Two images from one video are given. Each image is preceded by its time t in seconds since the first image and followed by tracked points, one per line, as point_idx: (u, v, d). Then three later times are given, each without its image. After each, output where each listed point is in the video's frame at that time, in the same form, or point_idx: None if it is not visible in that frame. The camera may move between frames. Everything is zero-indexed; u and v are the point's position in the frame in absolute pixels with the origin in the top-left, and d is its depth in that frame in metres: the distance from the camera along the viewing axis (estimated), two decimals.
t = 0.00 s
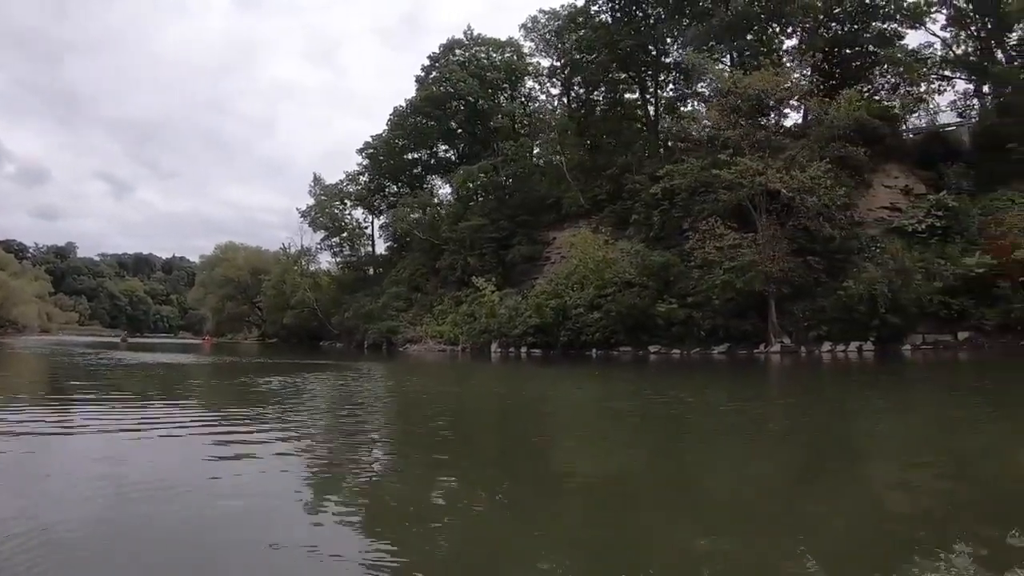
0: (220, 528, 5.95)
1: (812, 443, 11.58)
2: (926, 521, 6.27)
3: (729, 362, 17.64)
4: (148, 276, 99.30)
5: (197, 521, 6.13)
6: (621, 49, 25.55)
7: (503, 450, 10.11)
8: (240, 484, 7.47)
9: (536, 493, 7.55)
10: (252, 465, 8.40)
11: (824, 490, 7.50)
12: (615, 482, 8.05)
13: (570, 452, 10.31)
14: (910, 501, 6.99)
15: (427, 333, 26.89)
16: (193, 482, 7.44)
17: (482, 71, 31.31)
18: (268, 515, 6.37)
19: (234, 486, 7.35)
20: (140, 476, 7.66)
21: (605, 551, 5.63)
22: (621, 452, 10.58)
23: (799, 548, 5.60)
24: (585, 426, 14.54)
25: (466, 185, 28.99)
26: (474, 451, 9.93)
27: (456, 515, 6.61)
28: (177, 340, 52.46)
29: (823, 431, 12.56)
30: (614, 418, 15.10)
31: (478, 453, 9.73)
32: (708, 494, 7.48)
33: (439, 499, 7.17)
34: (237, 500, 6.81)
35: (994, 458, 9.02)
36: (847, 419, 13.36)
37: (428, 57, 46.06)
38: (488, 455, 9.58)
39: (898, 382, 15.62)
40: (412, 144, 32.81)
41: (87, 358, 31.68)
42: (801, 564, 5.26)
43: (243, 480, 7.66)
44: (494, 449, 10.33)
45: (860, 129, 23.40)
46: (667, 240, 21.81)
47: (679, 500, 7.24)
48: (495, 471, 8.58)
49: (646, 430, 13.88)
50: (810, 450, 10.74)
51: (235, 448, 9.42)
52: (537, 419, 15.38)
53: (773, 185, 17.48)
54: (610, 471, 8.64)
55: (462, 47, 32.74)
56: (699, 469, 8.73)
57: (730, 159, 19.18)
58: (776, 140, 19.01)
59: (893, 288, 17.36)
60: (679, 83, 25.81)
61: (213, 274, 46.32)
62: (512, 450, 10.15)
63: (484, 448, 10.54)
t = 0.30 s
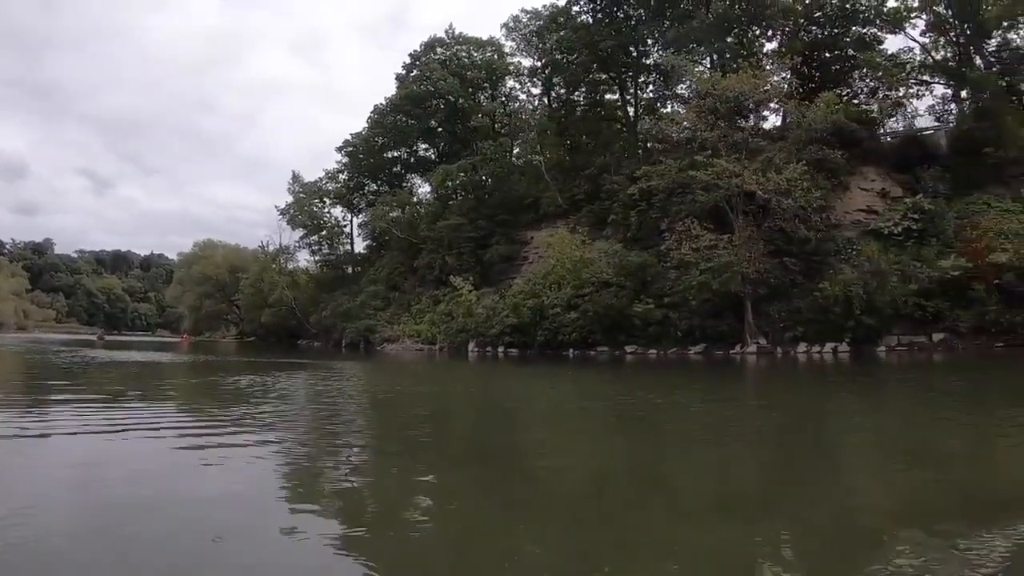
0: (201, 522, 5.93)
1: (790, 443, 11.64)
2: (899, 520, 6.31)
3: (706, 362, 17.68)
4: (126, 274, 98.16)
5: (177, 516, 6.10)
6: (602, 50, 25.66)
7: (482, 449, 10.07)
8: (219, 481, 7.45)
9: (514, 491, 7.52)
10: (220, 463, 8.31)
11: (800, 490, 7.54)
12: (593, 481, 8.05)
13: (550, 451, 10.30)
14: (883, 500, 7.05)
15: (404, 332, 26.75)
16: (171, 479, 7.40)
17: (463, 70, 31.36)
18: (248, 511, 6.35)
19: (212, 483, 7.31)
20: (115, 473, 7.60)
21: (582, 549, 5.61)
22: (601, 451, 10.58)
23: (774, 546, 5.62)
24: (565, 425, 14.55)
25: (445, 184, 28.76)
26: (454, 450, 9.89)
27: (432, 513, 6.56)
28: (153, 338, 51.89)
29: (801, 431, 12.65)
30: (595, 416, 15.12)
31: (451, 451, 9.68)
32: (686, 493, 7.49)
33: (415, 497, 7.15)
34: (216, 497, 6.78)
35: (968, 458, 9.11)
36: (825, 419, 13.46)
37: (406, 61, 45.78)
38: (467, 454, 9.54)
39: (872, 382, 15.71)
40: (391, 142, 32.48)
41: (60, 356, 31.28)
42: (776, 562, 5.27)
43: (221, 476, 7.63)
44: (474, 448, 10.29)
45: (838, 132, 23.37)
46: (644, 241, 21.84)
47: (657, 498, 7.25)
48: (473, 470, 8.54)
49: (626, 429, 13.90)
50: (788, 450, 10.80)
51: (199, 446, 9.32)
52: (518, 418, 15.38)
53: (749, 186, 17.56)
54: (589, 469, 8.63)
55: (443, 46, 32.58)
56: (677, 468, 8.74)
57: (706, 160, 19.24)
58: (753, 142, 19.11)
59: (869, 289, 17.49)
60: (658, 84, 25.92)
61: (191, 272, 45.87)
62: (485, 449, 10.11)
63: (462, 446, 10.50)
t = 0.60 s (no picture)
0: (177, 522, 5.87)
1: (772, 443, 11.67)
2: (877, 521, 6.31)
3: (686, 362, 17.69)
4: (110, 269, 97.26)
5: (154, 514, 6.04)
6: (586, 49, 25.73)
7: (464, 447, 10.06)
8: (197, 480, 7.38)
9: (494, 489, 7.51)
10: (191, 460, 8.24)
11: (780, 489, 7.54)
12: (573, 479, 8.04)
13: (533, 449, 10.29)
14: (862, 500, 7.06)
15: (385, 330, 26.67)
16: (148, 477, 7.33)
17: (448, 68, 31.25)
18: (229, 508, 6.35)
19: (189, 481, 7.24)
20: (90, 471, 7.52)
21: (559, 547, 5.60)
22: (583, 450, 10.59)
23: (751, 546, 5.61)
24: (548, 423, 14.58)
25: (428, 182, 28.67)
26: (435, 447, 9.87)
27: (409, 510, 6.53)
28: (135, 334, 51.54)
29: (783, 430, 12.70)
30: (579, 414, 15.15)
31: (427, 449, 9.64)
32: (667, 491, 7.48)
33: (392, 494, 7.11)
34: (193, 495, 6.72)
35: (947, 459, 9.15)
36: (807, 419, 13.52)
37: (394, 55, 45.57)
38: (448, 452, 9.52)
39: (850, 384, 15.76)
40: (376, 139, 32.39)
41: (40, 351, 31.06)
42: (752, 561, 5.27)
43: (198, 475, 7.56)
44: (457, 446, 10.27)
45: (820, 133, 23.44)
46: (627, 240, 21.87)
47: (636, 497, 7.25)
48: (454, 467, 8.52)
49: (609, 427, 13.93)
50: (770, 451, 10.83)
51: (167, 443, 9.23)
52: (501, 416, 15.38)
53: (730, 186, 17.55)
54: (570, 468, 8.63)
55: (429, 43, 32.62)
56: (658, 467, 8.75)
57: (688, 160, 19.22)
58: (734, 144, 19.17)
59: (850, 291, 17.55)
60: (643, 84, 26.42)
61: (174, 268, 45.58)
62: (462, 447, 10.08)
63: (444, 444, 10.47)
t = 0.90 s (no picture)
0: (167, 518, 5.90)
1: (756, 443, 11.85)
2: (854, 520, 6.42)
3: (671, 363, 17.72)
4: (96, 265, 96.56)
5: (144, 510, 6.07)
6: (575, 50, 25.50)
7: (452, 446, 10.20)
8: (186, 476, 7.41)
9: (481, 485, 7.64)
10: (172, 456, 8.26)
11: (761, 488, 7.67)
12: (557, 476, 8.18)
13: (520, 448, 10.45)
14: (843, 500, 7.16)
15: (371, 328, 26.63)
16: (137, 473, 7.35)
17: (437, 66, 31.10)
18: (217, 505, 6.35)
19: (179, 478, 7.27)
20: (75, 468, 7.53)
21: (542, 542, 5.68)
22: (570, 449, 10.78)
23: (729, 542, 5.74)
24: (536, 420, 14.70)
25: (415, 181, 28.60)
26: (424, 445, 10.03)
27: (393, 505, 6.64)
28: (120, 331, 51.27)
29: (767, 432, 12.78)
30: (566, 413, 15.27)
31: (410, 447, 9.71)
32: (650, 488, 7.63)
33: (376, 493, 7.08)
34: (182, 491, 6.75)
35: (927, 460, 9.31)
36: (790, 419, 13.69)
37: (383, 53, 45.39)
38: (436, 448, 9.68)
39: (834, 386, 15.85)
40: (363, 137, 32.25)
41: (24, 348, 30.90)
42: (727, 556, 5.40)
43: (188, 471, 7.59)
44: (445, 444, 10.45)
45: (807, 136, 23.45)
46: (613, 240, 21.88)
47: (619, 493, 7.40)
48: (442, 463, 8.65)
49: (595, 426, 14.07)
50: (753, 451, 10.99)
51: (144, 440, 9.17)
52: (489, 414, 15.46)
53: (715, 188, 17.56)
54: (556, 465, 8.78)
55: (418, 41, 32.36)
56: (642, 465, 8.89)
57: (674, 161, 19.22)
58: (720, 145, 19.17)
59: (835, 293, 17.57)
60: (631, 85, 26.36)
61: (160, 264, 45.35)
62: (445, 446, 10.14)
63: (432, 442, 10.58)
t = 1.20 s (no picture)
0: (149, 521, 5.93)
1: (738, 445, 11.99)
2: (828, 519, 6.56)
3: (653, 366, 17.75)
4: (81, 263, 95.81)
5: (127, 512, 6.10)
6: (560, 52, 25.34)
7: (436, 446, 10.29)
8: (168, 476, 7.46)
9: (466, 484, 7.74)
10: (149, 456, 8.27)
11: (744, 490, 7.78)
12: (541, 476, 8.25)
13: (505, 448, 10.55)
14: (817, 500, 7.31)
15: (354, 329, 26.60)
16: (119, 475, 7.37)
17: (423, 67, 30.99)
18: (199, 505, 6.44)
19: (160, 479, 7.29)
20: (53, 468, 7.53)
21: (521, 541, 5.76)
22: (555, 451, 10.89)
23: (714, 543, 5.82)
24: (522, 421, 14.80)
25: (401, 182, 28.18)
26: (408, 446, 10.11)
27: (375, 505, 6.69)
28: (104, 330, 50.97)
29: (748, 435, 12.87)
30: (552, 414, 15.36)
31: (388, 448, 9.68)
32: (632, 488, 7.74)
33: (354, 494, 7.09)
34: (164, 493, 6.78)
35: (907, 463, 9.46)
36: (772, 422, 13.81)
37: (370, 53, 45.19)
38: (419, 449, 9.75)
39: (814, 390, 15.88)
40: (349, 137, 32.06)
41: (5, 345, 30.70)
42: (712, 557, 5.48)
43: (169, 472, 7.62)
44: (430, 445, 10.53)
45: (791, 140, 23.60)
46: (596, 243, 21.94)
47: (604, 494, 7.49)
48: (427, 463, 8.72)
49: (577, 427, 14.14)
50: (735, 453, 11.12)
51: (118, 440, 9.15)
52: (471, 415, 15.47)
53: (698, 192, 17.61)
54: (541, 466, 8.86)
55: (404, 42, 32.28)
56: (627, 466, 9.00)
57: (657, 163, 19.28)
58: (704, 149, 19.20)
59: (817, 297, 17.59)
60: (617, 88, 26.17)
61: (144, 263, 45.11)
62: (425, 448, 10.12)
63: (415, 443, 10.66)
